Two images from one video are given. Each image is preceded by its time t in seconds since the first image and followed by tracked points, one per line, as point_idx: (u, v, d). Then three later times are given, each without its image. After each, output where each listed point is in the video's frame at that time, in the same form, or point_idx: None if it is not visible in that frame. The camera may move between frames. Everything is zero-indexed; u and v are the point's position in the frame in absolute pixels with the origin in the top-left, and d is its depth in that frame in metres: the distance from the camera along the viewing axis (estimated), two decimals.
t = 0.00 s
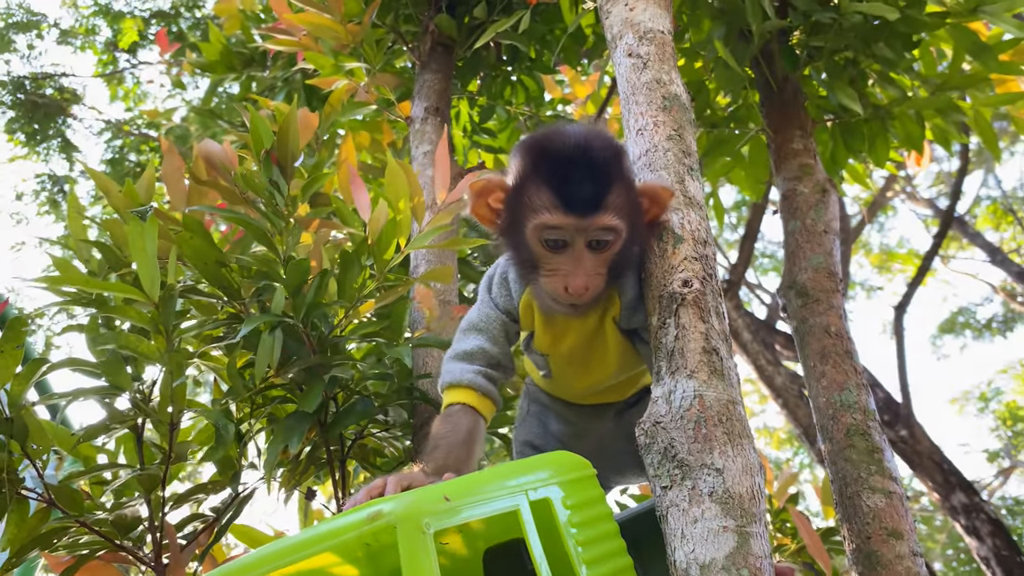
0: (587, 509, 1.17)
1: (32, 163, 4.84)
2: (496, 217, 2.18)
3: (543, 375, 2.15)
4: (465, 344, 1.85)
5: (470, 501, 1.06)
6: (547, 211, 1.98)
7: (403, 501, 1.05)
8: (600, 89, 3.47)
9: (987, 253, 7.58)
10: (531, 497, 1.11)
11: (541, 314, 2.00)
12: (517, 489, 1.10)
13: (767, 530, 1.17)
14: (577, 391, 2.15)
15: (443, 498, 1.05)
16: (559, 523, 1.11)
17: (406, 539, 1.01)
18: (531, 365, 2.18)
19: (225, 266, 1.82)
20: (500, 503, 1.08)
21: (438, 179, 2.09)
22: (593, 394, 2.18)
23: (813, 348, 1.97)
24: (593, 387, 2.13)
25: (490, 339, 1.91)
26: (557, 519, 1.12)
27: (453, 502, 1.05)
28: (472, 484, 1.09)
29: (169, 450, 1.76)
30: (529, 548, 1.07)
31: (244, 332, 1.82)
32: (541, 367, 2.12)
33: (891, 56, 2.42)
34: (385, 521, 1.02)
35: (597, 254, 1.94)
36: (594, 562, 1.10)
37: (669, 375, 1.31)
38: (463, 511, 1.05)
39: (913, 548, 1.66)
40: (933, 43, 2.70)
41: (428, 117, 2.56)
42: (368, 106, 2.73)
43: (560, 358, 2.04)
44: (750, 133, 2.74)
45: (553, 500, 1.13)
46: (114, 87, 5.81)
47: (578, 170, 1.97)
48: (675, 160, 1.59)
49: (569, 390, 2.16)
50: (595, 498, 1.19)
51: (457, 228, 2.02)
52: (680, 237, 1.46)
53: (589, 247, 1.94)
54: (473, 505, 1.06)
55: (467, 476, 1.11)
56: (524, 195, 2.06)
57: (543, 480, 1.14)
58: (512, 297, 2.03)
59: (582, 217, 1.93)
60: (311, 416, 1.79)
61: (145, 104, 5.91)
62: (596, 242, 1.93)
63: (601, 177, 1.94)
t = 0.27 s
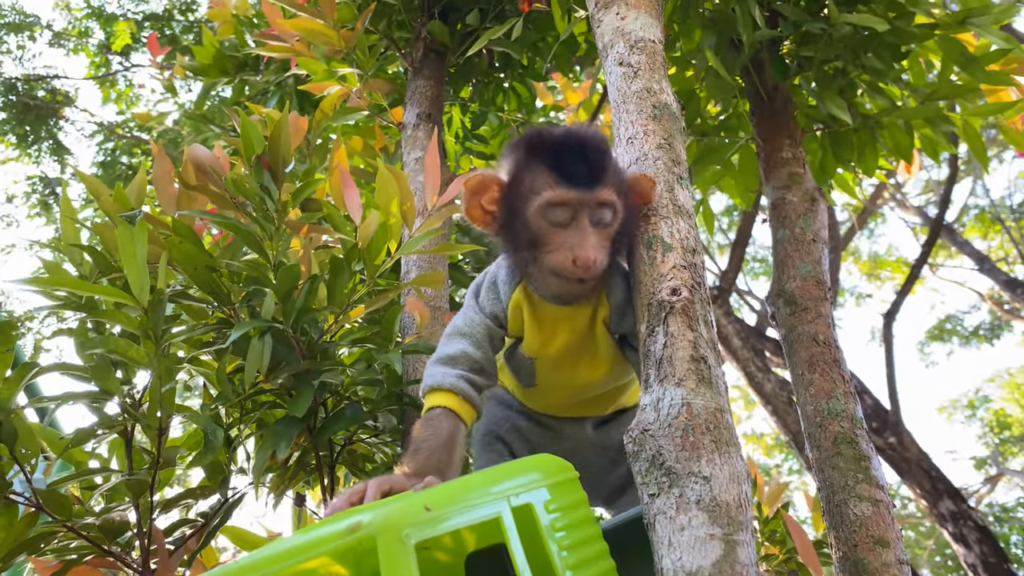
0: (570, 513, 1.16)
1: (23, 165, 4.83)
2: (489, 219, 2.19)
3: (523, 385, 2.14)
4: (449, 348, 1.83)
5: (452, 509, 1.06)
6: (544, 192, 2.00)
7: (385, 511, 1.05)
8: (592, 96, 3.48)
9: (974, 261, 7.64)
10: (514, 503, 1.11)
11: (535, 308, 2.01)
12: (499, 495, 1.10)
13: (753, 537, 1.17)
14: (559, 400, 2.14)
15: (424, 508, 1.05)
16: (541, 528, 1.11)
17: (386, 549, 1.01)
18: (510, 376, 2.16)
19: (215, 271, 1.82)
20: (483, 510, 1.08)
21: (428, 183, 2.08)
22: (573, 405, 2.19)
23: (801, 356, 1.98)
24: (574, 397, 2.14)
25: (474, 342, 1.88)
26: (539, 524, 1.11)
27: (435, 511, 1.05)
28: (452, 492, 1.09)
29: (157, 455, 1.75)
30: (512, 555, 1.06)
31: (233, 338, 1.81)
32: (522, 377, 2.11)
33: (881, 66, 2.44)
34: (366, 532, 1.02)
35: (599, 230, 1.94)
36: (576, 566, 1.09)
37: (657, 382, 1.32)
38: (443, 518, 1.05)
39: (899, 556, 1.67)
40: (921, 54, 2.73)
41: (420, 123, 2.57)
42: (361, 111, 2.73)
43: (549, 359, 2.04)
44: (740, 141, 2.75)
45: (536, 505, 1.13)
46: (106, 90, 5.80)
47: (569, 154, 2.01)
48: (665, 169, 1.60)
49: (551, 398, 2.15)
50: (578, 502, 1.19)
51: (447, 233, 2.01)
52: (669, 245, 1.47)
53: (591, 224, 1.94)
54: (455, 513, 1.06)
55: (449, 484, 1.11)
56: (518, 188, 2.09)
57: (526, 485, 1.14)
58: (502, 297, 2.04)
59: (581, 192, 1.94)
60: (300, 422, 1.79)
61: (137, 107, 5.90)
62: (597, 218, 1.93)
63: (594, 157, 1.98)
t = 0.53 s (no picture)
0: (568, 513, 1.15)
1: (15, 167, 4.82)
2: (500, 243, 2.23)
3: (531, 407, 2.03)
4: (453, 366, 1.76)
5: (448, 514, 1.05)
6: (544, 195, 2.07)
7: (382, 517, 1.03)
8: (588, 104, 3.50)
9: (964, 270, 7.69)
10: (512, 506, 1.11)
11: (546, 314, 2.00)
12: (496, 500, 1.09)
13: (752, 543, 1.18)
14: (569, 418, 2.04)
15: (421, 515, 1.03)
16: (539, 532, 1.10)
17: (385, 557, 1.00)
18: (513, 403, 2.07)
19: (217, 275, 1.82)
20: (480, 514, 1.08)
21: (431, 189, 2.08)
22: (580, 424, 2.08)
23: (797, 363, 2.00)
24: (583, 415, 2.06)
25: (480, 361, 1.82)
26: (537, 526, 1.11)
27: (432, 517, 1.04)
28: (447, 497, 1.07)
29: (155, 459, 1.75)
30: (509, 560, 1.06)
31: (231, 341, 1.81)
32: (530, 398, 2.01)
33: (875, 76, 2.47)
34: (363, 542, 1.00)
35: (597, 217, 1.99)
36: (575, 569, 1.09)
37: (657, 389, 1.32)
38: (442, 523, 1.04)
39: (895, 563, 1.68)
40: (915, 65, 2.75)
41: (418, 129, 2.58)
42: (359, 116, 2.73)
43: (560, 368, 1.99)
44: (736, 149, 2.77)
45: (534, 507, 1.12)
46: (99, 92, 5.79)
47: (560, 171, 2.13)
48: (664, 177, 1.61)
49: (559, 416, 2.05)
50: (575, 502, 1.18)
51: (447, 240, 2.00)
52: (668, 252, 1.48)
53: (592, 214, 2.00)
54: (452, 518, 1.05)
55: (446, 487, 1.10)
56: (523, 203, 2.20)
57: (524, 487, 1.13)
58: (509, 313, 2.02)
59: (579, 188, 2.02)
60: (299, 425, 1.79)
61: (131, 110, 5.89)
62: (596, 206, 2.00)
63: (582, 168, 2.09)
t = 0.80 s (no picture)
0: (567, 522, 1.16)
1: (9, 170, 4.81)
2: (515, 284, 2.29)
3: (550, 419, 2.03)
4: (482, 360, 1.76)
5: (451, 523, 1.04)
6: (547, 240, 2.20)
7: (386, 525, 1.01)
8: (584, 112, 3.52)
9: (956, 278, 7.74)
10: (513, 514, 1.11)
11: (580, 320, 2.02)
12: (497, 508, 1.09)
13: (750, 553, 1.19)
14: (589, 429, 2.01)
15: (425, 523, 1.02)
16: (539, 541, 1.11)
17: (389, 566, 0.98)
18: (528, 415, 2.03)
19: (215, 283, 1.83)
20: (482, 523, 1.07)
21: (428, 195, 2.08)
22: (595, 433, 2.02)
23: (792, 372, 2.01)
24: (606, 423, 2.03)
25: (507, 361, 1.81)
26: (537, 536, 1.11)
27: (435, 525, 1.02)
28: (450, 505, 1.06)
29: (153, 465, 1.75)
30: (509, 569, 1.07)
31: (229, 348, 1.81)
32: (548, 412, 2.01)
33: (870, 88, 2.49)
34: (366, 550, 0.99)
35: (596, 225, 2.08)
36: None
37: (654, 398, 1.33)
38: (445, 532, 1.03)
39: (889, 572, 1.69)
40: (909, 76, 2.78)
41: (416, 137, 2.59)
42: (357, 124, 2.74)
43: (585, 377, 2.00)
44: (731, 159, 2.79)
45: (534, 516, 1.12)
46: (93, 96, 5.79)
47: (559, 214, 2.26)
48: (662, 187, 1.62)
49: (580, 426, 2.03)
50: (571, 511, 1.19)
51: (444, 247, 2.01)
52: (666, 263, 1.49)
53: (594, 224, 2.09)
54: (454, 527, 1.04)
55: (447, 495, 1.08)
56: (532, 236, 2.31)
57: (525, 496, 1.13)
58: (541, 321, 2.02)
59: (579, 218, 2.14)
60: (297, 433, 1.80)
61: (125, 113, 5.89)
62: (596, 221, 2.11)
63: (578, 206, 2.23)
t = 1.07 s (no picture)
0: (568, 531, 1.17)
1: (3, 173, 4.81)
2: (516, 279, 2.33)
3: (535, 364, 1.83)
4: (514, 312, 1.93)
5: (452, 532, 1.07)
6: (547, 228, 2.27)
7: (388, 535, 1.05)
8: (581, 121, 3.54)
9: (949, 285, 7.79)
10: (513, 524, 1.12)
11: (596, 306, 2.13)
12: (496, 517, 1.11)
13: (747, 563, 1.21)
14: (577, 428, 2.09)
15: (426, 532, 1.05)
16: (540, 550, 1.12)
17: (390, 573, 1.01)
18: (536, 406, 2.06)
19: (216, 292, 1.82)
20: (482, 532, 1.09)
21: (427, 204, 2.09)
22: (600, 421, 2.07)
23: (787, 382, 2.03)
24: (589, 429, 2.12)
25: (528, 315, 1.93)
26: (538, 544, 1.12)
27: (437, 534, 1.05)
28: (451, 515, 1.09)
29: (152, 473, 1.76)
30: None
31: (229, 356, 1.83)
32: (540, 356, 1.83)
33: (864, 99, 2.52)
34: (369, 557, 1.02)
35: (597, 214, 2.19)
36: None
37: (652, 410, 1.35)
38: (445, 542, 1.05)
39: None
40: (903, 88, 2.81)
41: (415, 145, 2.60)
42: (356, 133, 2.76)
43: (593, 366, 2.11)
44: (727, 169, 2.81)
45: (534, 525, 1.14)
46: (89, 100, 5.79)
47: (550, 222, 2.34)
48: (660, 200, 1.64)
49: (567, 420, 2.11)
50: (576, 521, 1.20)
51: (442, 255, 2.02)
52: (664, 274, 1.51)
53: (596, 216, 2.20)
54: (454, 536, 1.07)
55: (449, 505, 1.11)
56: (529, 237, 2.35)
57: (525, 505, 1.15)
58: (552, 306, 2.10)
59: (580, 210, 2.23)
60: (296, 441, 1.80)
61: (120, 117, 5.89)
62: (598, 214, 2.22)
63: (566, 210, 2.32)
